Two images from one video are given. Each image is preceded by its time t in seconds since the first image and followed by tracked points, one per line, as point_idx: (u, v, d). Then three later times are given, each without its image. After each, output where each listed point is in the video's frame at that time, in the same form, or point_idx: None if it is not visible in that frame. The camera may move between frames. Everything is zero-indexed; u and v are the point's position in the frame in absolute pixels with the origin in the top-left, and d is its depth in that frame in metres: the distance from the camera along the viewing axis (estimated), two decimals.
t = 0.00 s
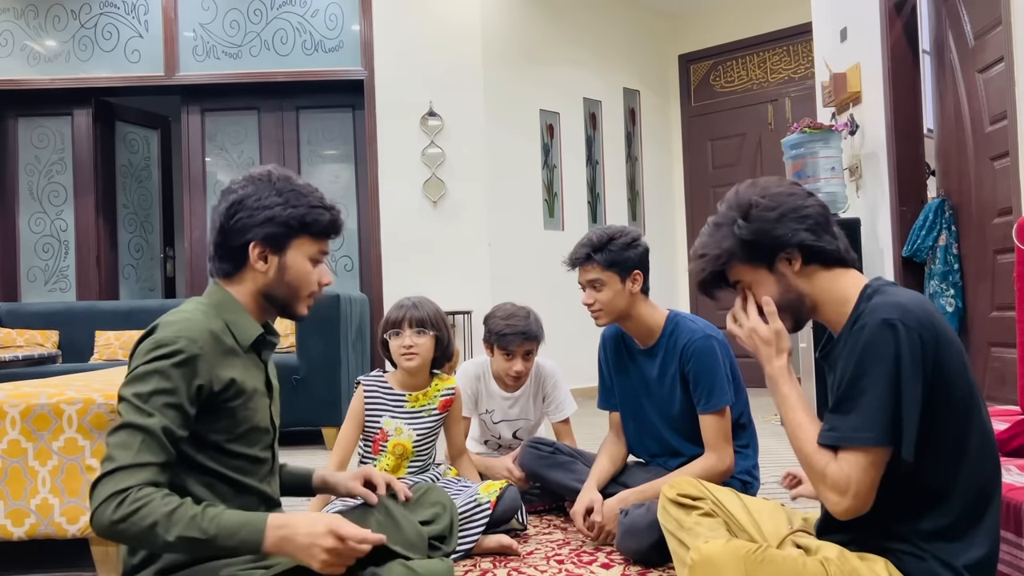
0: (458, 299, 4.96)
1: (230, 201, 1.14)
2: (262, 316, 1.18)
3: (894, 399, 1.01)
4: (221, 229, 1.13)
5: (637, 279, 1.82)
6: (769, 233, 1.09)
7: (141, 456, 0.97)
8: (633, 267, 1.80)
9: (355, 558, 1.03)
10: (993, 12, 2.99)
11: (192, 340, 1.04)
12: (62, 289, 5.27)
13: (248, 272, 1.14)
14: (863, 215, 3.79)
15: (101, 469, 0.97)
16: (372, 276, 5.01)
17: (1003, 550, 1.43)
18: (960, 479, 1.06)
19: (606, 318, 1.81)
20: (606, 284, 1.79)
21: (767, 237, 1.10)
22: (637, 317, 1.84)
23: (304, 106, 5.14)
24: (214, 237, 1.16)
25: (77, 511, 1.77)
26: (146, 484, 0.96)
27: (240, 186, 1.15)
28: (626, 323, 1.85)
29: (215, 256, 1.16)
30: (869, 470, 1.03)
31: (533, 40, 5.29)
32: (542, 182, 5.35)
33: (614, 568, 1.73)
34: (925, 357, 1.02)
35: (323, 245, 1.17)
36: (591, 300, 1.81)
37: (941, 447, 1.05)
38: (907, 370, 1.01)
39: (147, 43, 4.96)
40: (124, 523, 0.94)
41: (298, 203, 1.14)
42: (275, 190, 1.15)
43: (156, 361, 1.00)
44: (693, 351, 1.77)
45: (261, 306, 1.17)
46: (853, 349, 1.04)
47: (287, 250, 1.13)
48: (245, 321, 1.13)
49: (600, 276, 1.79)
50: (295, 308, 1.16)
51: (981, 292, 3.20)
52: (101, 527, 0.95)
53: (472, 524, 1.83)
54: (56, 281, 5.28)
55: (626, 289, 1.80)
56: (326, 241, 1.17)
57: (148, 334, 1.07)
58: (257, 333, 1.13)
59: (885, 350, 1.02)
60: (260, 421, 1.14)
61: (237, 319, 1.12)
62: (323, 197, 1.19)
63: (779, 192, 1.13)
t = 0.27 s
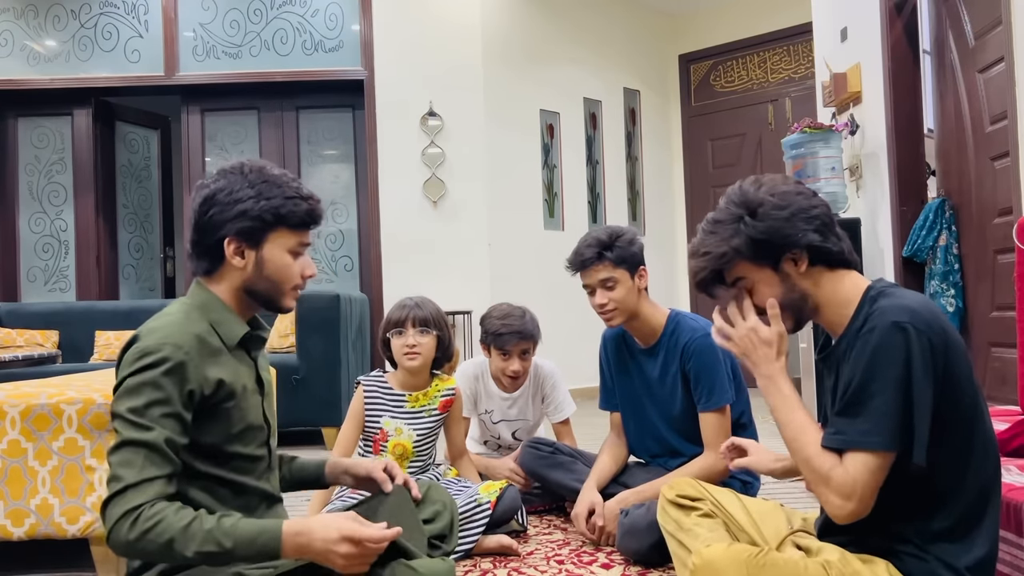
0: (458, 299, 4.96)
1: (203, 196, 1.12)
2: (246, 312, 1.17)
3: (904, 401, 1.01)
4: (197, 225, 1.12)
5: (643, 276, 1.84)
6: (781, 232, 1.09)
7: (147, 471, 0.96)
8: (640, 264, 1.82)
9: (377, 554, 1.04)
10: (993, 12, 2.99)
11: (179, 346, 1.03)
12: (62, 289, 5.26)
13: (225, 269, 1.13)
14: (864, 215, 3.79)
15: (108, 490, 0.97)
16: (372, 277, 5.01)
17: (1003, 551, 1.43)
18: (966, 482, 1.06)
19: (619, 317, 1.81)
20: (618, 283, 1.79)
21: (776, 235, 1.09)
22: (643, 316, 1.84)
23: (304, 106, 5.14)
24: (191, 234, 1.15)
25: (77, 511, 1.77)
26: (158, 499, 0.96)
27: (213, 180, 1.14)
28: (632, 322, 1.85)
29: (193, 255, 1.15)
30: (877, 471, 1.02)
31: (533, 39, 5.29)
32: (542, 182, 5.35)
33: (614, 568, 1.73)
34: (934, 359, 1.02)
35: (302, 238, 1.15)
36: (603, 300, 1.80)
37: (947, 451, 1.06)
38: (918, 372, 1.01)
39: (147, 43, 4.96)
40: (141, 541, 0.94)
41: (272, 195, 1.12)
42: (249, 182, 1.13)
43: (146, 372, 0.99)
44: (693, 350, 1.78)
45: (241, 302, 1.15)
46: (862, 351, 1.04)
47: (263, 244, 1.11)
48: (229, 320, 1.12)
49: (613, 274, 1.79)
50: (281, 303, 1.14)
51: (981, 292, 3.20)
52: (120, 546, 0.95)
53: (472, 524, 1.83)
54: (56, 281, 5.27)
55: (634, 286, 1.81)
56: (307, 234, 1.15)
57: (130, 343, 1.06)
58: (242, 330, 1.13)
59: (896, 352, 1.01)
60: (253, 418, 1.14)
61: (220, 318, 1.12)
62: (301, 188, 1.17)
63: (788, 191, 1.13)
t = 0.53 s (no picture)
0: (459, 299, 4.96)
1: (194, 197, 1.12)
2: (236, 314, 1.17)
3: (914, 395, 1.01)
4: (187, 227, 1.11)
5: (644, 276, 1.85)
6: (785, 239, 1.08)
7: (149, 485, 0.97)
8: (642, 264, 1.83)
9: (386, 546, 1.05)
10: (993, 12, 2.98)
11: (168, 354, 1.03)
12: (62, 289, 5.26)
13: (216, 271, 1.12)
14: (864, 215, 3.79)
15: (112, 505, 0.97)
16: (372, 277, 5.01)
17: (1003, 551, 1.43)
18: (965, 481, 1.06)
19: (622, 318, 1.81)
20: (620, 283, 1.79)
21: (777, 241, 1.08)
22: (644, 317, 1.83)
23: (304, 106, 5.14)
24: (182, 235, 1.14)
25: (77, 511, 1.77)
26: (163, 511, 0.97)
27: (203, 180, 1.13)
28: (632, 323, 1.85)
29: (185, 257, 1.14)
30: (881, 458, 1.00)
31: (533, 39, 5.29)
32: (542, 182, 5.35)
33: (614, 568, 1.73)
34: (940, 356, 1.03)
35: (294, 241, 1.14)
36: (605, 299, 1.80)
37: (948, 449, 1.06)
38: (929, 367, 1.01)
39: (147, 42, 4.96)
40: (150, 554, 0.95)
41: (265, 198, 1.11)
42: (241, 184, 1.12)
43: (136, 384, 0.99)
44: (694, 348, 1.78)
45: (232, 304, 1.15)
46: (872, 343, 1.03)
47: (254, 248, 1.10)
48: (217, 323, 1.12)
49: (615, 274, 1.80)
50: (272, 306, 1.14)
51: (981, 292, 3.20)
52: (131, 560, 0.97)
53: (472, 525, 1.83)
54: (56, 281, 5.27)
55: (636, 286, 1.82)
56: (300, 238, 1.15)
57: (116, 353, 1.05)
58: (230, 333, 1.13)
59: (907, 346, 1.01)
60: (246, 421, 1.14)
61: (207, 321, 1.11)
62: (295, 191, 1.16)
63: (785, 195, 1.12)
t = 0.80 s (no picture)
0: (459, 299, 4.96)
1: (200, 194, 1.12)
2: (235, 316, 1.17)
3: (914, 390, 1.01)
4: (189, 222, 1.12)
5: (647, 277, 1.85)
6: (777, 235, 1.08)
7: (156, 484, 0.97)
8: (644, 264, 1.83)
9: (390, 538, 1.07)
10: (993, 12, 2.99)
11: (167, 353, 1.03)
12: (62, 289, 5.26)
13: (213, 269, 1.12)
14: (864, 215, 3.79)
15: (120, 506, 0.97)
16: (372, 277, 5.01)
17: (1003, 551, 1.43)
18: (963, 480, 1.06)
19: (622, 318, 1.81)
20: (622, 283, 1.79)
21: (769, 240, 1.09)
22: (645, 317, 1.83)
23: (304, 106, 5.14)
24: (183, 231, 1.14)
25: (77, 511, 1.77)
26: (173, 510, 0.97)
27: (213, 178, 1.14)
28: (633, 324, 1.85)
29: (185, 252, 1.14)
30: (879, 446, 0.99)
31: (534, 39, 5.29)
32: (542, 182, 5.35)
33: (614, 568, 1.73)
34: (939, 354, 1.03)
35: (295, 250, 1.13)
36: (607, 300, 1.80)
37: (948, 449, 1.05)
38: (929, 363, 1.01)
39: (147, 42, 4.96)
40: (163, 553, 0.96)
41: (267, 201, 1.10)
42: (248, 186, 1.12)
43: (135, 384, 0.99)
44: (694, 348, 1.78)
45: (227, 305, 1.15)
46: (870, 337, 1.03)
47: (251, 250, 1.10)
48: (215, 322, 1.12)
49: (616, 275, 1.79)
50: (264, 309, 1.14)
51: (981, 293, 3.20)
52: (143, 560, 0.97)
53: (472, 525, 1.83)
54: (56, 281, 5.27)
55: (637, 286, 1.81)
56: (302, 249, 1.14)
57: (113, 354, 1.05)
58: (228, 332, 1.13)
59: (907, 341, 1.01)
60: (245, 420, 1.14)
61: (205, 321, 1.11)
62: (304, 200, 1.15)
63: (778, 195, 1.14)
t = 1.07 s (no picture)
0: (459, 299, 4.96)
1: (225, 194, 1.12)
2: (254, 318, 1.17)
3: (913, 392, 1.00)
4: (214, 222, 1.12)
5: (647, 277, 1.85)
6: (784, 222, 1.09)
7: (163, 491, 0.97)
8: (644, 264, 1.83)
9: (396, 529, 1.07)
10: (993, 12, 2.99)
11: (183, 359, 1.02)
12: (62, 289, 5.26)
13: (236, 272, 1.12)
14: (864, 215, 3.79)
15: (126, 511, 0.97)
16: (372, 277, 5.01)
17: (1003, 551, 1.43)
18: (961, 477, 1.06)
19: (622, 318, 1.81)
20: (622, 284, 1.79)
21: (779, 224, 1.09)
22: (645, 317, 1.83)
23: (304, 106, 5.14)
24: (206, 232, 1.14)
25: (76, 511, 1.76)
26: (178, 518, 0.97)
27: (240, 179, 1.13)
28: (633, 324, 1.85)
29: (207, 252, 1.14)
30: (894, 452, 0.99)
31: (534, 39, 5.29)
32: (542, 182, 5.35)
33: (614, 568, 1.73)
34: (931, 353, 1.03)
35: (319, 254, 1.13)
36: (607, 300, 1.80)
37: (946, 446, 1.05)
38: (923, 362, 1.01)
39: (147, 42, 4.96)
40: (165, 561, 0.95)
41: (294, 205, 1.10)
42: (275, 190, 1.11)
43: (150, 389, 0.98)
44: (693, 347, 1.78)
45: (248, 308, 1.15)
46: (862, 342, 1.04)
47: (275, 256, 1.10)
48: (234, 327, 1.11)
49: (617, 275, 1.79)
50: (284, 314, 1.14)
51: (982, 292, 3.19)
52: (145, 566, 0.97)
53: (472, 525, 1.83)
54: (56, 281, 5.27)
55: (638, 286, 1.81)
56: (326, 252, 1.13)
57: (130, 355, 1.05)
58: (246, 338, 1.12)
59: (900, 342, 1.01)
60: (257, 427, 1.13)
61: (224, 325, 1.10)
62: (328, 203, 1.15)
63: (794, 185, 1.14)
